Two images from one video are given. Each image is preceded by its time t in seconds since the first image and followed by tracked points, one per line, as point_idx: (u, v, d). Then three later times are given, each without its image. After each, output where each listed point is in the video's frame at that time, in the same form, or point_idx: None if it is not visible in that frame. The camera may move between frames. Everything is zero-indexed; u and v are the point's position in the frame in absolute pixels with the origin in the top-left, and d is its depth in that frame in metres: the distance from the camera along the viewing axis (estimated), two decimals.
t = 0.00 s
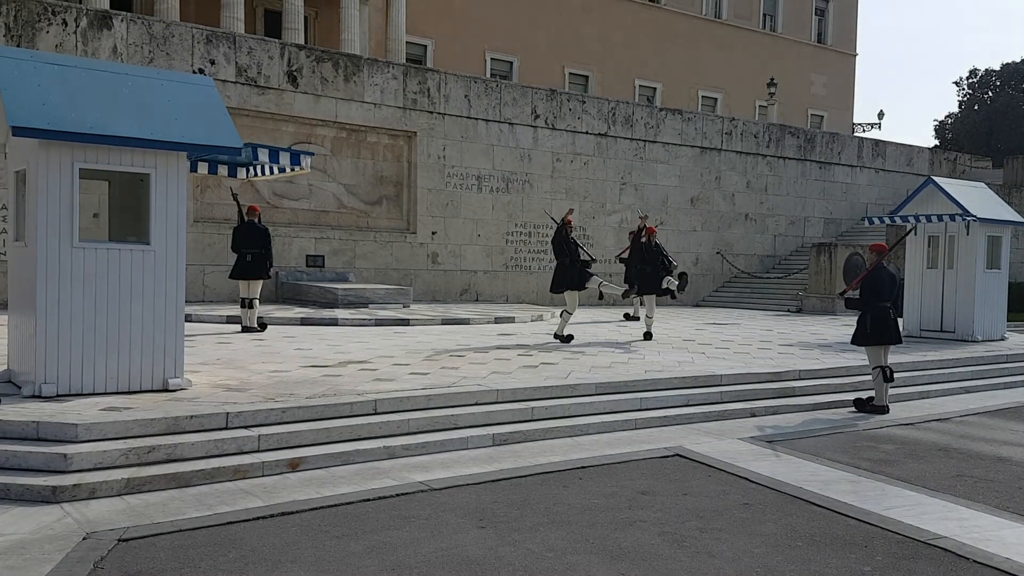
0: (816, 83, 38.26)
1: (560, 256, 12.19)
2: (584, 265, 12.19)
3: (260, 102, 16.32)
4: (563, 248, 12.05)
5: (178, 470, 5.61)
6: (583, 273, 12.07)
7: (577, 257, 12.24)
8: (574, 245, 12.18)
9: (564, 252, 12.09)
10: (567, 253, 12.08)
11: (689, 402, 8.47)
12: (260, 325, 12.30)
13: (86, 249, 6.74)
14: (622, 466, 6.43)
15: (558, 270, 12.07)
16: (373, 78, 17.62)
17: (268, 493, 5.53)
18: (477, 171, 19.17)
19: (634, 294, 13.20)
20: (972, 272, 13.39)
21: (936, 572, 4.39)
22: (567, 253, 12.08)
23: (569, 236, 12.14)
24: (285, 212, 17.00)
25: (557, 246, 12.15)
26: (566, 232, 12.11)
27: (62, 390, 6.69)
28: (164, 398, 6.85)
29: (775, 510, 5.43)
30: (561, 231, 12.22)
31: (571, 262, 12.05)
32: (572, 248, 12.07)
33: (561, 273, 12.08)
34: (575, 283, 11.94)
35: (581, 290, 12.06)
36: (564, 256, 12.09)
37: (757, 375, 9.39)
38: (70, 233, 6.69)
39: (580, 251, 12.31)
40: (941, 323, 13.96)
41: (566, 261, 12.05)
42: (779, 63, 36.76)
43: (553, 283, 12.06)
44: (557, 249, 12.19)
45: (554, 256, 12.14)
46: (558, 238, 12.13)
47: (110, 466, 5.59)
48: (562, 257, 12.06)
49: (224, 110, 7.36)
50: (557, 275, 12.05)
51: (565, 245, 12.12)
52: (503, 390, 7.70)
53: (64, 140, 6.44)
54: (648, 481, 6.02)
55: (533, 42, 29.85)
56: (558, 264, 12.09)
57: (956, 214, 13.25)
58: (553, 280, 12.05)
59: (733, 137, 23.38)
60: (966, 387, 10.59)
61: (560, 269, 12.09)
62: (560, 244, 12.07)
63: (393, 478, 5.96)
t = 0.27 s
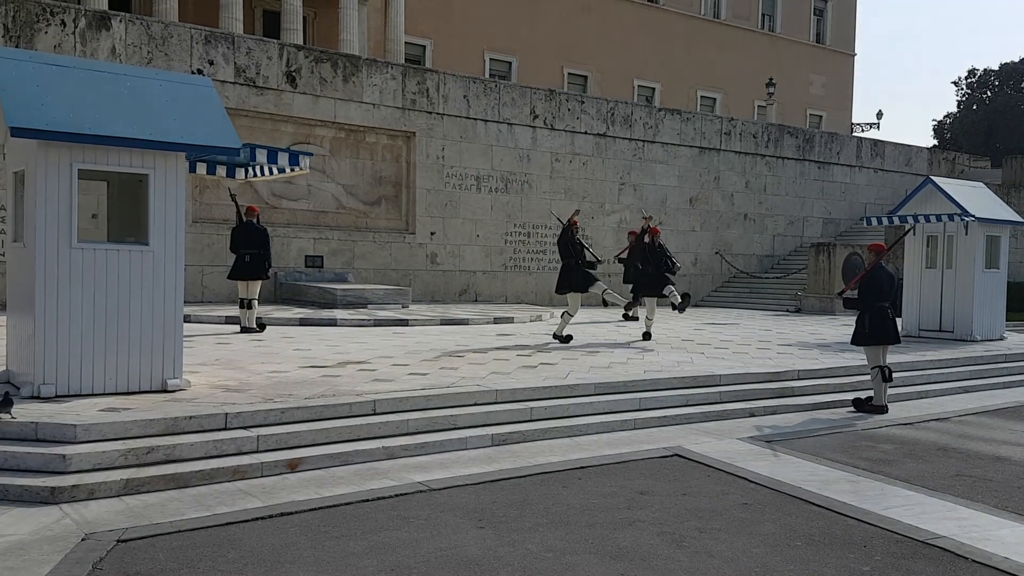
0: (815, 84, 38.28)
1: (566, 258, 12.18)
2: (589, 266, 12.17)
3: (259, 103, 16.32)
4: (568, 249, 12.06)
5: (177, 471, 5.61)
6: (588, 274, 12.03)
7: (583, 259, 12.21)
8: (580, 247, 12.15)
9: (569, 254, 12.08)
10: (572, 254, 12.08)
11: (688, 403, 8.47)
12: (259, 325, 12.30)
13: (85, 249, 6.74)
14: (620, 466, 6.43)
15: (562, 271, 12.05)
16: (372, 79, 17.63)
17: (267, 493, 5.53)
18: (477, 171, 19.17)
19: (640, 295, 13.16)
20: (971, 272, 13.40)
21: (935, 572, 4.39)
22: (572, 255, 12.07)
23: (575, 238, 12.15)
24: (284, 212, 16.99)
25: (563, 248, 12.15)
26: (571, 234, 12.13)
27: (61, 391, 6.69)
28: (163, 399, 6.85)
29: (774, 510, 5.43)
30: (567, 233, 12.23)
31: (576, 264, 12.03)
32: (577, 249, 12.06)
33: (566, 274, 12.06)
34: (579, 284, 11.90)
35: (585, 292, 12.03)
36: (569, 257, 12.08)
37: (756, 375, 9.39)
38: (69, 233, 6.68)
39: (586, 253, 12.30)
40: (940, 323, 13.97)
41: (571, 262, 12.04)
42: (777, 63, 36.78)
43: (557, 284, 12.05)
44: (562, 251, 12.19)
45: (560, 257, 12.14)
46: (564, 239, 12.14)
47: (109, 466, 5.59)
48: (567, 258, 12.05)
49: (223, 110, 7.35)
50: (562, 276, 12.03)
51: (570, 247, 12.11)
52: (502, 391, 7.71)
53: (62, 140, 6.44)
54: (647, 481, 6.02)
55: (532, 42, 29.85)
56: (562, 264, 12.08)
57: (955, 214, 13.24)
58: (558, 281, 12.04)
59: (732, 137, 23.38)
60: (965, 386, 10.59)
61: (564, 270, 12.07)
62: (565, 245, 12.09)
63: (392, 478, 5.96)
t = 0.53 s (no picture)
0: (815, 83, 38.28)
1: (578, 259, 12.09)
2: (601, 269, 12.06)
3: (259, 103, 16.31)
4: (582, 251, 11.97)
5: (177, 471, 5.61)
6: (599, 278, 12.00)
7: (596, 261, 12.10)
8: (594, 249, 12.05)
9: (582, 256, 11.94)
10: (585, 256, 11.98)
11: (688, 402, 8.47)
12: (259, 325, 12.30)
13: (85, 249, 6.74)
14: (620, 466, 6.43)
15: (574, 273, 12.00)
16: (371, 79, 17.62)
17: (267, 494, 5.52)
18: (476, 171, 19.17)
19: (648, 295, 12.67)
20: (971, 271, 13.40)
21: (935, 571, 4.39)
22: (585, 257, 11.95)
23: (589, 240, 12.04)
24: (284, 213, 16.98)
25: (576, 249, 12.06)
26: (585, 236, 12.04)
27: (61, 392, 6.68)
28: (163, 400, 6.84)
29: (775, 510, 5.43)
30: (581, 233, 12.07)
31: (588, 267, 11.95)
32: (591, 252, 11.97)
33: (578, 276, 12.00)
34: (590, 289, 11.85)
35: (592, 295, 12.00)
36: (582, 259, 11.99)
37: (756, 374, 9.39)
38: (69, 233, 6.68)
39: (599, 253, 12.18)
40: (940, 323, 13.97)
41: (584, 265, 11.94)
42: (777, 63, 36.79)
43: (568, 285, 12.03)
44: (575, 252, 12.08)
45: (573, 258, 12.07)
46: (578, 240, 12.00)
47: (109, 467, 5.59)
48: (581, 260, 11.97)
49: (222, 111, 7.35)
50: (574, 277, 11.97)
51: (584, 248, 12.00)
52: (502, 390, 7.70)
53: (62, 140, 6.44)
54: (647, 481, 6.02)
55: (531, 42, 29.85)
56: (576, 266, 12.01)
57: (955, 213, 13.24)
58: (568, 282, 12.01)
59: (731, 137, 23.38)
60: (965, 386, 10.60)
61: (577, 271, 11.98)
62: (579, 247, 11.95)
63: (392, 478, 5.95)
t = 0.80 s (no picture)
0: (814, 82, 38.30)
1: (593, 256, 12.05)
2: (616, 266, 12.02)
3: (257, 103, 16.31)
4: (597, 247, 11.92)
5: (176, 472, 5.61)
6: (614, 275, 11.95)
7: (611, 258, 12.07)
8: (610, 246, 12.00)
9: (598, 252, 11.92)
10: (601, 253, 11.94)
11: (687, 401, 8.48)
12: (258, 325, 12.30)
13: (84, 250, 6.74)
14: (620, 466, 6.43)
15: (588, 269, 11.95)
16: (370, 79, 17.63)
17: (267, 494, 5.52)
18: (475, 171, 19.17)
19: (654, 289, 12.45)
20: (970, 269, 13.41)
21: (934, 569, 4.40)
22: (601, 253, 11.92)
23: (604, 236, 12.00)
24: (283, 213, 16.98)
25: (591, 245, 12.02)
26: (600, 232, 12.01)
27: (60, 392, 6.68)
28: (162, 400, 6.85)
29: (774, 508, 5.43)
30: (596, 230, 12.06)
31: (604, 263, 11.91)
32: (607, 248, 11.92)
33: (593, 273, 11.95)
34: (606, 286, 11.81)
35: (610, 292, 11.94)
36: (598, 255, 11.95)
37: (755, 374, 9.39)
38: (68, 234, 6.68)
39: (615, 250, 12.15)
40: (939, 321, 13.98)
41: (600, 261, 11.91)
42: (776, 62, 36.80)
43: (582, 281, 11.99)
44: (591, 248, 12.04)
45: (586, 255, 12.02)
46: (593, 236, 11.99)
47: (109, 467, 5.59)
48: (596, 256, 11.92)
49: (221, 111, 7.34)
50: (589, 274, 11.93)
51: (599, 245, 11.96)
52: (502, 390, 7.71)
53: (61, 141, 6.45)
54: (646, 481, 6.02)
55: (530, 42, 29.86)
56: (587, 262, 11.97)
57: (953, 212, 13.23)
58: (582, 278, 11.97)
59: (730, 136, 23.39)
60: (965, 384, 10.60)
61: (594, 269, 11.95)
62: (594, 243, 11.94)
63: (392, 478, 5.95)
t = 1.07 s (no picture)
0: (810, 82, 38.35)
1: (600, 254, 12.01)
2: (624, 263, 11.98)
3: (253, 102, 16.29)
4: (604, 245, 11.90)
5: (172, 472, 5.60)
6: (621, 273, 11.92)
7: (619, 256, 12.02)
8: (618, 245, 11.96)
9: (605, 250, 11.89)
10: (608, 251, 11.91)
11: (684, 401, 8.48)
12: (254, 325, 12.28)
13: (80, 249, 6.73)
14: (616, 465, 6.43)
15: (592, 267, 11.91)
16: (367, 78, 17.61)
17: (263, 494, 5.52)
18: (472, 170, 19.16)
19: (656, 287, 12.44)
20: (966, 269, 13.43)
21: (930, 569, 4.40)
22: (607, 251, 11.89)
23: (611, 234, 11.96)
24: (279, 212, 16.96)
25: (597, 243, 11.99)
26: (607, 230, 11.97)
27: (56, 392, 6.67)
28: (158, 400, 6.83)
29: (770, 508, 5.44)
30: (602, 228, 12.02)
31: (611, 261, 11.87)
32: (614, 246, 11.89)
33: (601, 271, 11.92)
34: (612, 284, 11.80)
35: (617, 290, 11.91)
36: (604, 253, 11.92)
37: (751, 374, 9.40)
38: (64, 233, 6.67)
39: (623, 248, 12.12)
40: (935, 321, 14.00)
41: (607, 259, 11.88)
42: (772, 62, 36.84)
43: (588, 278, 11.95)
44: (597, 246, 12.01)
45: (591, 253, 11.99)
46: (599, 234, 11.96)
47: (104, 467, 5.58)
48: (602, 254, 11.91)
49: (218, 110, 7.32)
50: (596, 272, 11.90)
51: (606, 243, 11.92)
52: (498, 390, 7.71)
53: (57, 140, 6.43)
54: (642, 480, 6.02)
55: (527, 41, 29.87)
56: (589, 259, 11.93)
57: (949, 211, 13.22)
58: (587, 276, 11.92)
59: (726, 136, 23.41)
60: (960, 384, 10.62)
61: (601, 267, 11.91)
62: (601, 241, 11.91)
63: (388, 478, 5.95)
